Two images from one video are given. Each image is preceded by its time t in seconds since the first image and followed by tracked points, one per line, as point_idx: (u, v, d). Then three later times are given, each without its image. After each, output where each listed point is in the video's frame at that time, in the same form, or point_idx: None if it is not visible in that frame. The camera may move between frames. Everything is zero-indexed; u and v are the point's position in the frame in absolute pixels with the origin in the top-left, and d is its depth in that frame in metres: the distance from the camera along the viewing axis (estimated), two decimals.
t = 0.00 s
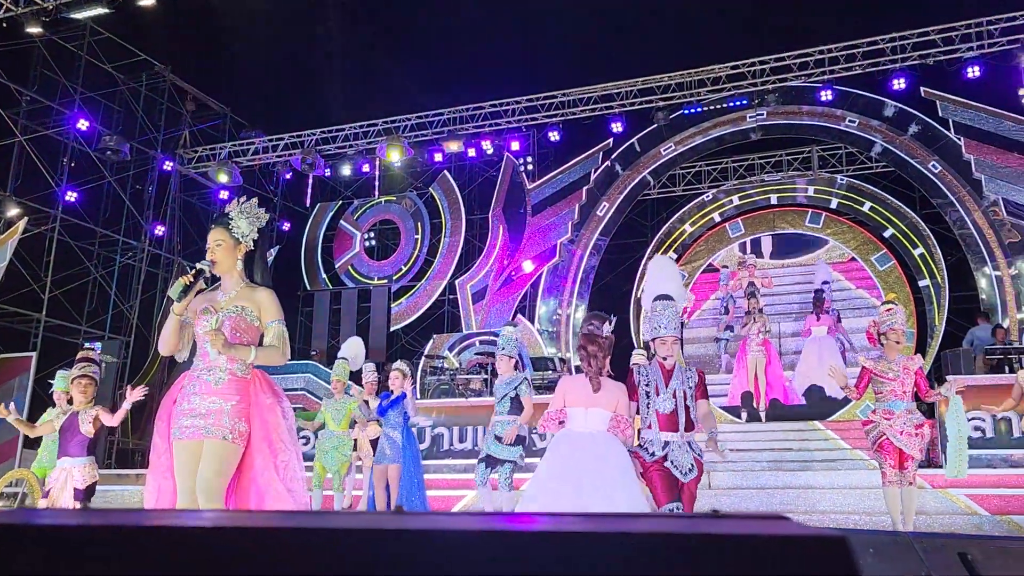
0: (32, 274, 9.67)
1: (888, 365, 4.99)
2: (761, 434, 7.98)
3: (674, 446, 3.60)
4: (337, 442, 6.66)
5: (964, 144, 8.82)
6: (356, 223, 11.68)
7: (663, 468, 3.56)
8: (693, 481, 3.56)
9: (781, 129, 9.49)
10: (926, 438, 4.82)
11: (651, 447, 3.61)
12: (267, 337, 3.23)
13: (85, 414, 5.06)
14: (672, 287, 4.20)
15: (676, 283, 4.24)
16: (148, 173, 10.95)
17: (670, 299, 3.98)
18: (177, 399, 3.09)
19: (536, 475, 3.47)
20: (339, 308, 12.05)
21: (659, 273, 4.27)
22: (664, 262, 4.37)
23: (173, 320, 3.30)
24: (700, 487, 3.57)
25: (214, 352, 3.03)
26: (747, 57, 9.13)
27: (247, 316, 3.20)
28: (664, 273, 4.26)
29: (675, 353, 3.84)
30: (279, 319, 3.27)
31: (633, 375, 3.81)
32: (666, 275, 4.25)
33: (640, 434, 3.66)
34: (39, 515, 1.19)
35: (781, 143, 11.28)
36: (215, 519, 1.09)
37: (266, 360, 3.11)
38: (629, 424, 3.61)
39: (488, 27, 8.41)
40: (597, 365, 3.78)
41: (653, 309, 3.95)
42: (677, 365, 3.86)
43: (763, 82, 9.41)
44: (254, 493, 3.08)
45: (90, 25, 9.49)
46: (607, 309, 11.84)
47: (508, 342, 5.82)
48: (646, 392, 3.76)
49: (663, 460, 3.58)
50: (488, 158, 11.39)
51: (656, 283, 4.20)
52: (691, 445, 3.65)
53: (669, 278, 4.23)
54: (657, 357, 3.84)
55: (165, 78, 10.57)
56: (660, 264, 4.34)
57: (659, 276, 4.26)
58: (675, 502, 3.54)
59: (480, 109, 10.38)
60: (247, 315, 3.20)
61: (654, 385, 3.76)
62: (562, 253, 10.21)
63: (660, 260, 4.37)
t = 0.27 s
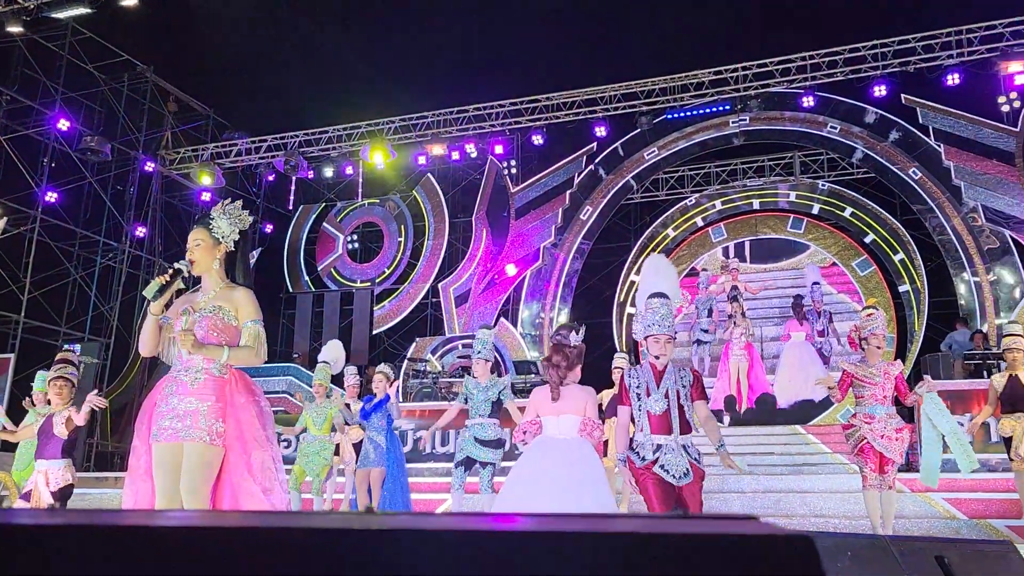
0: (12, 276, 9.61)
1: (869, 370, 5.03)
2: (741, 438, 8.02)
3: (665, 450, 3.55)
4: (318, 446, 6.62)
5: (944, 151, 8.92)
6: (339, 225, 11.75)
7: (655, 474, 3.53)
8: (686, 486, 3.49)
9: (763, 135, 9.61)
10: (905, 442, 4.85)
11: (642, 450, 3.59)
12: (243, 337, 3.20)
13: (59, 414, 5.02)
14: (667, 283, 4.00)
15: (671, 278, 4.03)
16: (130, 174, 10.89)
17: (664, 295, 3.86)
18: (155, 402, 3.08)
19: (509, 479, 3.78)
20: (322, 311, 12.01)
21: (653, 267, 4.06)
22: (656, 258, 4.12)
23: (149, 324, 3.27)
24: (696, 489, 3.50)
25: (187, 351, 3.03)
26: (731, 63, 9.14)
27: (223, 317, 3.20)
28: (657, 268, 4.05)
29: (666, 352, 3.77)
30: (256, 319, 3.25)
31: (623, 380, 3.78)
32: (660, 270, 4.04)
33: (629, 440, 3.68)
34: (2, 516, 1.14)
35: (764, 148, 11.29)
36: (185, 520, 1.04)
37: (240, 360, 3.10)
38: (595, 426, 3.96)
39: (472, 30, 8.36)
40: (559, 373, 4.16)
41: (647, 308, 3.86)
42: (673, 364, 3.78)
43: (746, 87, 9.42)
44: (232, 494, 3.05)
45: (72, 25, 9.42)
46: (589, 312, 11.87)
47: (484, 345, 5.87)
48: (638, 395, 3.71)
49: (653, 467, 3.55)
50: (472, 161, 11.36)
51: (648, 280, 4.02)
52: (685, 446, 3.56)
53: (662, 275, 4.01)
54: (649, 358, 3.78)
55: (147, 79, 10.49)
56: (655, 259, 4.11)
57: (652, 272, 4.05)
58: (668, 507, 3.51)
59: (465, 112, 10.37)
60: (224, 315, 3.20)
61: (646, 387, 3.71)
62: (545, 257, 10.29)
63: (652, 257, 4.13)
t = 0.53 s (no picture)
0: None
1: (850, 374, 5.06)
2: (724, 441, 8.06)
3: (647, 445, 3.21)
4: (297, 448, 6.58)
5: (925, 156, 8.99)
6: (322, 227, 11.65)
7: (636, 471, 3.19)
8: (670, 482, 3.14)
9: (747, 139, 9.61)
10: (887, 446, 4.90)
11: (625, 447, 3.25)
12: (222, 337, 3.17)
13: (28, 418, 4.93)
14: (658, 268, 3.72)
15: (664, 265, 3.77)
16: (111, 174, 10.80)
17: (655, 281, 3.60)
18: (136, 404, 3.08)
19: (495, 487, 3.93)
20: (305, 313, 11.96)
21: (644, 254, 3.79)
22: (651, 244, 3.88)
23: (128, 326, 3.23)
24: (680, 487, 3.13)
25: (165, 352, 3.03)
26: (715, 67, 9.18)
27: (202, 318, 3.18)
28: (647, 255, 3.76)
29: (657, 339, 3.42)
30: (236, 318, 3.22)
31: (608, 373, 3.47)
32: (652, 258, 3.76)
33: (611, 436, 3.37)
34: None
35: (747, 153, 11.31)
36: (158, 520, 1.02)
37: (218, 360, 3.08)
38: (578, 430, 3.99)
39: (457, 32, 8.34)
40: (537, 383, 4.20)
41: (636, 294, 3.56)
42: (664, 351, 3.44)
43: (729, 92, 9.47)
44: (209, 496, 3.03)
45: (54, 23, 9.34)
46: (573, 315, 11.88)
47: (458, 349, 5.86)
48: (622, 387, 3.38)
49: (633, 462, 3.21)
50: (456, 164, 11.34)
51: (638, 267, 3.76)
52: (671, 439, 3.20)
53: (653, 261, 3.74)
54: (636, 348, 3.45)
55: (130, 79, 10.42)
56: (649, 245, 3.86)
57: (643, 259, 3.78)
58: (649, 507, 3.16)
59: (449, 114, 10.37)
60: (203, 316, 3.19)
61: (631, 376, 3.38)
62: (529, 259, 10.28)
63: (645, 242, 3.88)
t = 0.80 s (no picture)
0: None
1: (832, 377, 5.13)
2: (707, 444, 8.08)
3: (629, 450, 3.10)
4: (277, 452, 6.58)
5: (908, 161, 9.06)
6: (308, 229, 11.64)
7: (620, 478, 3.08)
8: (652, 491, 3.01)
9: (732, 144, 9.68)
10: (868, 449, 4.94)
11: (611, 452, 3.16)
12: (206, 338, 3.16)
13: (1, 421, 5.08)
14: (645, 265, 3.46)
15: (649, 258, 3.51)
16: (95, 175, 10.72)
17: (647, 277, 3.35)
18: (119, 408, 3.06)
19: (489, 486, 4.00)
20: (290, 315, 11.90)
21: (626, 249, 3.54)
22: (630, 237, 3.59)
23: (112, 330, 3.22)
24: (664, 495, 3.00)
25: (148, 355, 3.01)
26: (700, 73, 9.23)
27: (185, 320, 3.17)
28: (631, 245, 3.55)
29: (647, 337, 3.26)
30: (220, 319, 3.20)
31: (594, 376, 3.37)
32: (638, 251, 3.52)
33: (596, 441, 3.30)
34: None
35: (733, 158, 11.43)
36: (144, 524, 1.03)
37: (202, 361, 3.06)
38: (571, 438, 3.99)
39: (444, 36, 8.35)
40: (538, 388, 4.21)
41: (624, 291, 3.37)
42: (655, 349, 3.27)
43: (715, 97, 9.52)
44: (192, 499, 3.01)
45: (38, 23, 9.29)
46: (559, 318, 11.89)
47: (440, 351, 5.86)
48: (608, 389, 3.28)
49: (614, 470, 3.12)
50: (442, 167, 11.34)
51: (620, 268, 3.51)
52: (654, 443, 3.07)
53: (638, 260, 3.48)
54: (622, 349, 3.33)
55: (115, 80, 10.35)
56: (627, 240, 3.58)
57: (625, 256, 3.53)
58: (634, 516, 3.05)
59: (436, 118, 10.36)
60: (187, 318, 3.17)
61: (615, 378, 3.26)
62: (515, 262, 10.28)
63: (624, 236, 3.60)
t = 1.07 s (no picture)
0: None
1: (819, 381, 5.16)
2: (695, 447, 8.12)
3: (611, 435, 3.09)
4: (267, 454, 6.53)
5: (895, 166, 9.12)
6: (298, 231, 11.60)
7: (599, 461, 3.08)
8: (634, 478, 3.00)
9: (721, 148, 9.70)
10: (854, 451, 4.95)
11: (592, 435, 3.15)
12: (194, 340, 3.16)
13: None
14: (629, 247, 3.44)
15: (635, 241, 3.49)
16: (83, 175, 10.68)
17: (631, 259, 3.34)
18: (105, 410, 3.04)
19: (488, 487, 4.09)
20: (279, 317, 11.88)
21: (609, 231, 3.52)
22: (612, 220, 3.58)
23: (98, 329, 3.20)
24: (646, 481, 2.99)
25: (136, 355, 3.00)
26: (690, 76, 9.26)
27: (173, 320, 3.15)
28: (615, 228, 3.52)
29: (635, 320, 3.22)
30: (208, 320, 3.21)
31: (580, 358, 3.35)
32: (622, 234, 3.50)
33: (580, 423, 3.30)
34: None
35: (722, 161, 11.46)
36: (133, 527, 1.02)
37: (192, 362, 3.06)
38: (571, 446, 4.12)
39: (435, 38, 8.36)
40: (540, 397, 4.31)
41: (608, 273, 3.35)
42: (641, 333, 3.24)
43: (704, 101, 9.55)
44: (178, 500, 3.00)
45: (26, 23, 9.24)
46: (548, 321, 11.91)
47: (432, 356, 5.85)
48: (591, 372, 3.26)
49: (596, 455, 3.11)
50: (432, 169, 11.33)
51: (603, 250, 3.47)
52: (636, 429, 3.06)
53: (622, 243, 3.45)
54: (608, 333, 3.30)
55: (103, 80, 10.31)
56: (610, 223, 3.56)
57: (608, 238, 3.50)
58: (614, 501, 3.04)
59: (425, 120, 10.36)
60: (175, 319, 3.17)
61: (599, 362, 3.24)
62: (504, 265, 10.29)
63: (607, 219, 3.58)
